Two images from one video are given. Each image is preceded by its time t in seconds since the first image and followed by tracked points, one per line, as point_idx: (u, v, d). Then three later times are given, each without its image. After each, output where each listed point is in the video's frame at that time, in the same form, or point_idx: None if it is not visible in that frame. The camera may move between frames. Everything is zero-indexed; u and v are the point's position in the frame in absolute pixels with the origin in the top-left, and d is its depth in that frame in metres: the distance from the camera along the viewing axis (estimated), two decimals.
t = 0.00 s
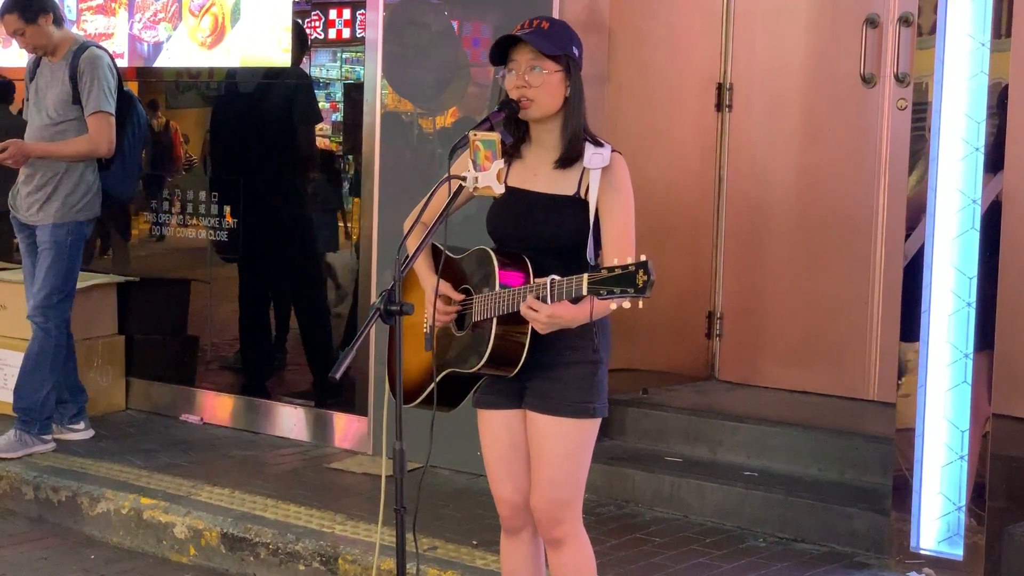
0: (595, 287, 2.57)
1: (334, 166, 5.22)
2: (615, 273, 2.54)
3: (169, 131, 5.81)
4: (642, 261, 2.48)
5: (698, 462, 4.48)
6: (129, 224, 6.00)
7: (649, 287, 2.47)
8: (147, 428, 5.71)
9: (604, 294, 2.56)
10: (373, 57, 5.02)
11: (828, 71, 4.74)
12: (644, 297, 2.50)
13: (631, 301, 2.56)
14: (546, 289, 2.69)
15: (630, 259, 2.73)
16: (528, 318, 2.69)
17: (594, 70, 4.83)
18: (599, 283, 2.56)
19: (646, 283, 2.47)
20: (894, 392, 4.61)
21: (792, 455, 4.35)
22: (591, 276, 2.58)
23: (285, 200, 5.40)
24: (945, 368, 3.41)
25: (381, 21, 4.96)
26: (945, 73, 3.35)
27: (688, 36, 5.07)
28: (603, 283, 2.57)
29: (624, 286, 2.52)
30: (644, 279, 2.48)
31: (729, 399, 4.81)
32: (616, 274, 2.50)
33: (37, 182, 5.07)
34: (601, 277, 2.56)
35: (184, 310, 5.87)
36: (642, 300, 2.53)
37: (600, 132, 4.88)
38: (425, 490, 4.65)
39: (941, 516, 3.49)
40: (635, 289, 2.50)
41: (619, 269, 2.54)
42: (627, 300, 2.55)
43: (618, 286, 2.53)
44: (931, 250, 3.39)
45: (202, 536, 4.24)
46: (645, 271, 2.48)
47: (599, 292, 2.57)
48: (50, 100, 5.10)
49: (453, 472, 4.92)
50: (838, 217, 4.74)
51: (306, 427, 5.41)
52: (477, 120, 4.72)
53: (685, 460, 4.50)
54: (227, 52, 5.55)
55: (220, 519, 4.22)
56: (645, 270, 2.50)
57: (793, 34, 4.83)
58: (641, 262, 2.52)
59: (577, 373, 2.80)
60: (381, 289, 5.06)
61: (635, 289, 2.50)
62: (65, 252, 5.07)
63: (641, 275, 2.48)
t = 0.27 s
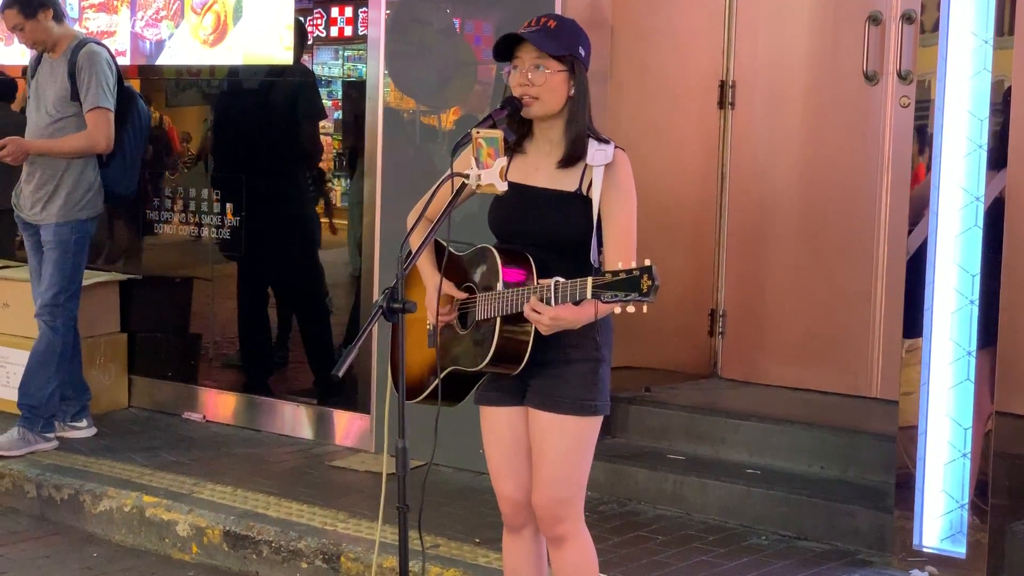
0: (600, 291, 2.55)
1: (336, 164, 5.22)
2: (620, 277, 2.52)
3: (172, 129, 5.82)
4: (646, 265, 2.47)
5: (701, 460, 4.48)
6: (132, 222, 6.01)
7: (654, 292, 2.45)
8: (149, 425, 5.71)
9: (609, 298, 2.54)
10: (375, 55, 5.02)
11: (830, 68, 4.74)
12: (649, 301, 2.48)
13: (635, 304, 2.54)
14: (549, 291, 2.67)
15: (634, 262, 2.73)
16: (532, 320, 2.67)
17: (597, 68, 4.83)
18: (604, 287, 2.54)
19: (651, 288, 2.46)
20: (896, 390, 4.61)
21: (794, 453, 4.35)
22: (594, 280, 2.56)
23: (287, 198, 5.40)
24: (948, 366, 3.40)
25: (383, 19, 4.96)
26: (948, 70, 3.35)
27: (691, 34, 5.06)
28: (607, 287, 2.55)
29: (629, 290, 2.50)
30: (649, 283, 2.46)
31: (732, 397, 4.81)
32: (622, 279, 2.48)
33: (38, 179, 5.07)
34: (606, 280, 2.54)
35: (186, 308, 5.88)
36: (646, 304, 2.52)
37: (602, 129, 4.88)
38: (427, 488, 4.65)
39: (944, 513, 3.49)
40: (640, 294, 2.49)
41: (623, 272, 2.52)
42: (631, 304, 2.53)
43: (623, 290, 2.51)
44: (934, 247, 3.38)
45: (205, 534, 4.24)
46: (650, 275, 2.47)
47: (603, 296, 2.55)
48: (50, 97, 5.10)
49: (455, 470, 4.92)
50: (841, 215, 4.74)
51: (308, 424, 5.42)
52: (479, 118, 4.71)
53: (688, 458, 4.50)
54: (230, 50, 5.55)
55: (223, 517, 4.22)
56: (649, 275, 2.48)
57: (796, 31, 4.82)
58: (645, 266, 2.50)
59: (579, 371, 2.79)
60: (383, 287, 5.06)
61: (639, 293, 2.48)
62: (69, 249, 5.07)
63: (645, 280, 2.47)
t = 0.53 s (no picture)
0: (604, 301, 2.54)
1: (337, 162, 5.22)
2: (623, 288, 2.50)
3: (173, 127, 5.81)
4: (648, 278, 2.45)
5: (702, 459, 4.48)
6: (133, 220, 6.00)
7: (658, 305, 2.44)
8: (151, 424, 5.71)
9: (613, 308, 2.53)
10: (377, 54, 5.03)
11: (831, 66, 4.74)
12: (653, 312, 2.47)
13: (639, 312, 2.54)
14: (552, 299, 2.66)
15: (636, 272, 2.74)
16: (536, 327, 2.69)
17: (598, 66, 4.83)
18: (607, 299, 2.53)
19: (655, 300, 2.44)
20: (898, 388, 4.61)
21: (796, 451, 4.35)
22: (599, 291, 2.54)
23: (288, 196, 5.39)
24: (950, 364, 3.40)
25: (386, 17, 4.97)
26: (950, 68, 3.35)
27: (692, 32, 5.06)
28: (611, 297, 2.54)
29: (633, 302, 2.49)
30: (652, 296, 2.45)
31: (733, 396, 4.81)
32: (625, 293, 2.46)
33: (38, 178, 5.07)
34: (609, 292, 2.52)
35: (187, 307, 5.88)
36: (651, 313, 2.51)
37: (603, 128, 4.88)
38: (429, 487, 4.65)
39: (946, 512, 3.48)
40: (644, 305, 2.47)
41: (626, 284, 2.50)
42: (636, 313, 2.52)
43: (627, 301, 2.50)
44: (937, 244, 3.39)
45: (206, 532, 4.24)
46: (653, 288, 2.45)
47: (608, 306, 2.54)
48: (50, 96, 5.11)
49: (457, 468, 4.92)
50: (842, 213, 4.74)
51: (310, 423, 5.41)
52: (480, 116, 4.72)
53: (689, 456, 4.50)
54: (231, 49, 5.56)
55: (224, 516, 4.22)
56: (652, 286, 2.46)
57: (797, 29, 4.82)
58: (648, 277, 2.48)
59: (583, 368, 2.79)
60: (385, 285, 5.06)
61: (644, 305, 2.47)
62: (70, 247, 5.07)
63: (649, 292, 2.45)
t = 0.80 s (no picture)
0: (610, 299, 2.56)
1: (338, 161, 5.22)
2: (630, 285, 2.54)
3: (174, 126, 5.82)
4: (658, 275, 2.50)
5: (703, 457, 4.48)
6: (134, 220, 6.01)
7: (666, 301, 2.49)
8: (152, 423, 5.71)
9: (619, 306, 2.55)
10: (377, 53, 5.03)
11: (832, 65, 4.74)
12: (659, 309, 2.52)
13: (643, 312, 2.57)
14: (556, 298, 2.67)
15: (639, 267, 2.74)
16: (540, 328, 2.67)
17: (599, 65, 4.83)
18: (614, 296, 2.55)
19: (663, 297, 2.49)
20: (898, 387, 4.61)
21: (797, 451, 4.35)
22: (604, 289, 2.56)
23: (289, 196, 5.40)
24: (951, 363, 3.40)
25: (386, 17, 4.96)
26: (950, 68, 3.35)
27: (693, 31, 5.06)
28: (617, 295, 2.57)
29: (640, 299, 2.52)
30: (661, 293, 2.50)
31: (734, 395, 4.81)
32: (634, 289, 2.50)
33: (37, 177, 5.08)
34: (616, 289, 2.55)
35: (188, 306, 5.88)
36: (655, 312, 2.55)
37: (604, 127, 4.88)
38: (429, 486, 4.65)
39: (946, 511, 3.48)
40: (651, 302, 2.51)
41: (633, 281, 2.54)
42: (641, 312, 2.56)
43: (633, 298, 2.53)
44: (937, 244, 3.38)
45: (207, 531, 4.24)
46: (661, 284, 2.50)
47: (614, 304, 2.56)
48: (48, 95, 5.11)
49: (457, 467, 4.93)
50: (843, 212, 4.74)
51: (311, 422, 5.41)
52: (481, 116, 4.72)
53: (690, 455, 4.50)
54: (232, 48, 5.56)
55: (225, 514, 4.23)
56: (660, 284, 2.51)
57: (798, 28, 4.82)
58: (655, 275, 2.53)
59: (584, 367, 2.79)
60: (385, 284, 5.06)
61: (651, 302, 2.51)
62: (70, 246, 5.07)
63: (656, 288, 2.50)
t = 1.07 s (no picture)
0: (613, 291, 2.55)
1: (338, 162, 5.22)
2: (633, 277, 2.53)
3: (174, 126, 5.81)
4: (661, 265, 2.48)
5: (702, 457, 4.48)
6: (134, 220, 6.01)
7: (669, 292, 2.47)
8: (152, 423, 5.71)
9: (622, 298, 2.54)
10: (377, 53, 5.03)
11: (832, 65, 4.74)
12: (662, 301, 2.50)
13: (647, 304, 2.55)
14: (562, 292, 2.68)
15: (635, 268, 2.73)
16: (543, 322, 2.67)
17: (599, 65, 4.83)
18: (617, 287, 2.55)
19: (665, 287, 2.47)
20: (898, 387, 4.62)
21: (796, 450, 4.35)
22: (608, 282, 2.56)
23: (289, 196, 5.40)
24: (950, 364, 3.40)
25: (386, 16, 4.96)
26: (950, 67, 3.35)
27: (693, 31, 5.06)
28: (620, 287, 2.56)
29: (643, 290, 2.51)
30: (663, 283, 2.48)
31: (733, 394, 4.82)
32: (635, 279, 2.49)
33: (37, 178, 5.08)
34: (619, 281, 2.54)
35: (188, 306, 5.88)
36: (659, 305, 2.53)
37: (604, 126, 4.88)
38: (429, 486, 4.65)
39: (945, 511, 3.49)
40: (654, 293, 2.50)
41: (637, 272, 2.53)
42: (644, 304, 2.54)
43: (636, 289, 2.52)
44: (937, 245, 3.39)
45: (207, 531, 4.25)
46: (664, 275, 2.48)
47: (617, 295, 2.55)
48: (47, 95, 5.11)
49: (457, 467, 4.93)
50: (843, 212, 4.74)
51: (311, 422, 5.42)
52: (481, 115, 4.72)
53: (690, 455, 4.50)
54: (232, 48, 5.56)
55: (225, 514, 4.23)
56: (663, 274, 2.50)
57: (798, 28, 4.82)
58: (658, 266, 2.52)
59: (583, 368, 2.79)
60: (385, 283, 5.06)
61: (653, 293, 2.49)
62: (70, 245, 5.07)
63: (660, 280, 2.48)
